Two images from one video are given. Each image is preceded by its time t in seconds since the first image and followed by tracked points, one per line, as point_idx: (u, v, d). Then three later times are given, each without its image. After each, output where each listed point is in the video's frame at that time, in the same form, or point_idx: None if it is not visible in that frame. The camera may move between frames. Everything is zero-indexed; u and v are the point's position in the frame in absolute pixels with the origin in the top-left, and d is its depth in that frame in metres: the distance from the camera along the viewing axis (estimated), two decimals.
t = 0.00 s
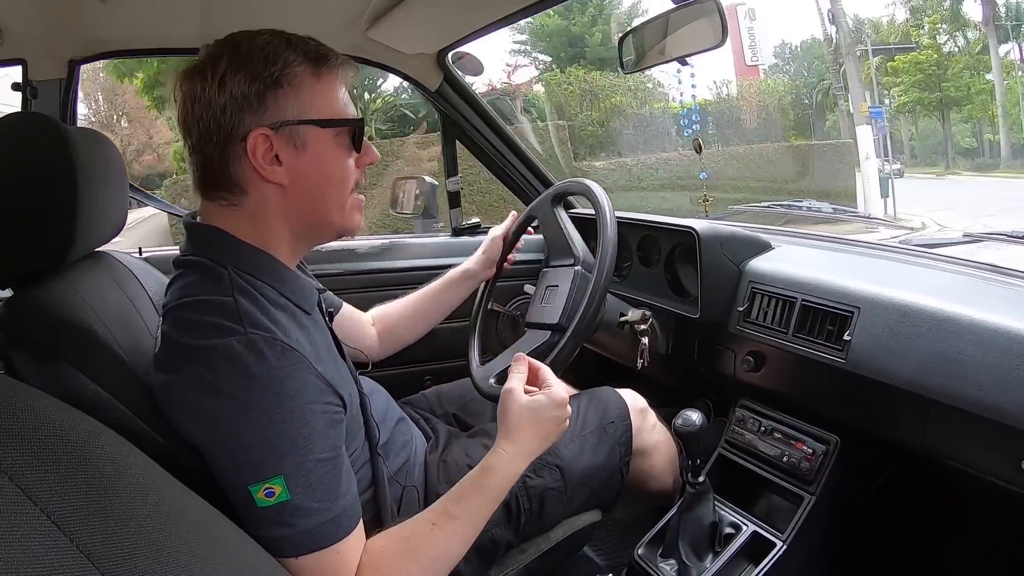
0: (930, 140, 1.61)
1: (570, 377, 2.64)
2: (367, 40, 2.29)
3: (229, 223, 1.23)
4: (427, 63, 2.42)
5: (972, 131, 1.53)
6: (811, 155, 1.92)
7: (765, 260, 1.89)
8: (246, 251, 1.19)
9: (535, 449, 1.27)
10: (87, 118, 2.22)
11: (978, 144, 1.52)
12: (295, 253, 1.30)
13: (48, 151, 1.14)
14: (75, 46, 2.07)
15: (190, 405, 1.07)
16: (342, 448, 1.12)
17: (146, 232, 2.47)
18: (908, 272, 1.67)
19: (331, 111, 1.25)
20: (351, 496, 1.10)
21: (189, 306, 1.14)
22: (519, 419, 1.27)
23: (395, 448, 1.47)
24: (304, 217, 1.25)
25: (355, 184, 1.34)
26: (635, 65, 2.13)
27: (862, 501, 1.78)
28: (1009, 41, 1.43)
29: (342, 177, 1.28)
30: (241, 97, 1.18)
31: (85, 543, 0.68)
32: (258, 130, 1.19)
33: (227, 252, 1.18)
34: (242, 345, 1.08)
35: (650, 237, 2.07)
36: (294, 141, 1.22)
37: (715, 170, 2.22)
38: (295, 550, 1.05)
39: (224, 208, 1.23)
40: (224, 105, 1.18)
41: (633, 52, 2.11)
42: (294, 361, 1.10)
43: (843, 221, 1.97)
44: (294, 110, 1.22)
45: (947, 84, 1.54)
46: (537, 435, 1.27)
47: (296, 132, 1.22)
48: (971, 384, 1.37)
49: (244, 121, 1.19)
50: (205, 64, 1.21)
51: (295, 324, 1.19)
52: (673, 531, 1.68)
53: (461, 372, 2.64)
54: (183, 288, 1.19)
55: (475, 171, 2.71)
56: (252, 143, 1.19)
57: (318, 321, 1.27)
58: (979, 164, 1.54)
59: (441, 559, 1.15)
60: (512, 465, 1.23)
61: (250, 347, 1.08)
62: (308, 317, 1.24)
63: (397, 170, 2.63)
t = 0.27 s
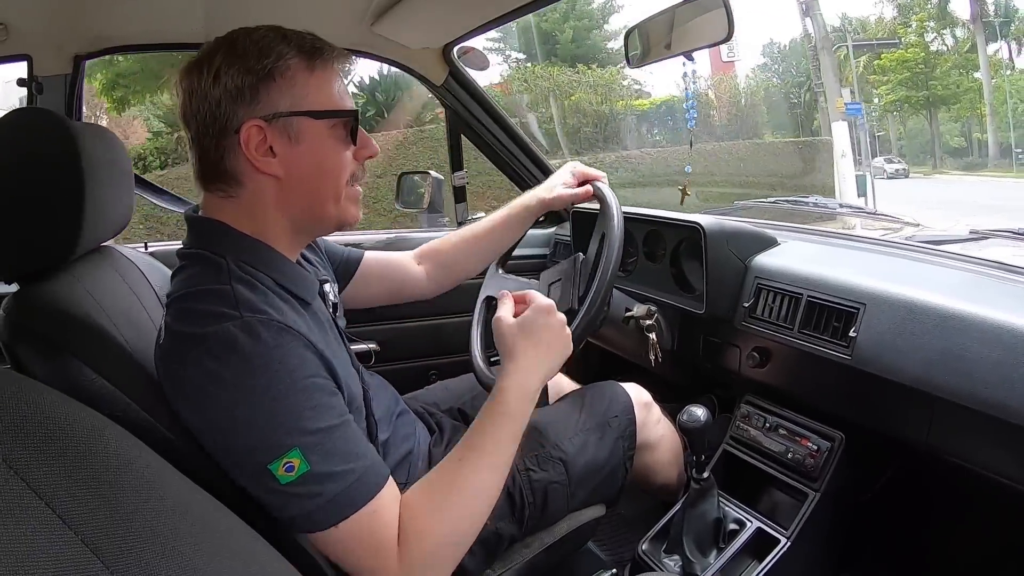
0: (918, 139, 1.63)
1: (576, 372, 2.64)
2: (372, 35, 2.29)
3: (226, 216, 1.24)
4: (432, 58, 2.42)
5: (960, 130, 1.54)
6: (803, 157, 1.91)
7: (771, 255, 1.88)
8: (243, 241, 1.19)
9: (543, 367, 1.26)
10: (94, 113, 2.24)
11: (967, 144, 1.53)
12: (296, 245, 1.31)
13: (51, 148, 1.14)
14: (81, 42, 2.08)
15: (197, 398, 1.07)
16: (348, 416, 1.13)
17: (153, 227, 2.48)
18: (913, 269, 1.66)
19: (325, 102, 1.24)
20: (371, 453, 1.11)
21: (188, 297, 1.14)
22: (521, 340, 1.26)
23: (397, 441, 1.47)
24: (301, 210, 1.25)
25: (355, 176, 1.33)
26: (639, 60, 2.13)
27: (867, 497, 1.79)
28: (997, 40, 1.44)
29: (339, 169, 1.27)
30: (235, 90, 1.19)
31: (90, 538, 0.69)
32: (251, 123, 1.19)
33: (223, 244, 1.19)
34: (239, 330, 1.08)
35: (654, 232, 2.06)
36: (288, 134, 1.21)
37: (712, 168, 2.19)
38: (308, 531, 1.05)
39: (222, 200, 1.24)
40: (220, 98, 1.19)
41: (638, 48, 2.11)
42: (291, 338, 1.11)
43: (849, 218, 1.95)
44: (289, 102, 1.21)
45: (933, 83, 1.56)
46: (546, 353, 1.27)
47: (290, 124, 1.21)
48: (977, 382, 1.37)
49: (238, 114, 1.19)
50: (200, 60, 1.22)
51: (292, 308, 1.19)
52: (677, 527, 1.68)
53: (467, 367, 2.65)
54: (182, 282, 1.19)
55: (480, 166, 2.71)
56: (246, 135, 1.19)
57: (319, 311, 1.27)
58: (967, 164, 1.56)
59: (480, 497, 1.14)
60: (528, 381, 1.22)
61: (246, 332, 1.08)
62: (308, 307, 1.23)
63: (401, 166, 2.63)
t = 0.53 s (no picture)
0: (897, 138, 1.70)
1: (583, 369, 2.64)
2: (380, 33, 2.31)
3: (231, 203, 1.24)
4: (439, 55, 2.43)
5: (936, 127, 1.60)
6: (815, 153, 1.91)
7: (780, 253, 1.88)
8: (247, 224, 1.18)
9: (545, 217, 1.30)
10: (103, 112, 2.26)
11: (946, 142, 1.59)
12: (302, 232, 1.30)
13: (60, 143, 1.14)
14: (90, 42, 2.09)
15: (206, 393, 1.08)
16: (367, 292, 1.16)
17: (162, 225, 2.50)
18: (922, 267, 1.65)
19: (327, 90, 1.25)
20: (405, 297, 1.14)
21: (192, 281, 1.14)
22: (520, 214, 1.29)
23: (409, 435, 1.45)
24: (306, 198, 1.25)
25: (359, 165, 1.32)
26: (649, 57, 2.10)
27: (872, 496, 1.81)
28: (974, 39, 1.47)
29: (343, 157, 1.27)
30: (237, 80, 1.19)
31: (99, 533, 0.69)
32: (256, 111, 1.20)
33: (226, 228, 1.18)
34: (236, 280, 1.09)
35: (661, 229, 2.07)
36: (292, 122, 1.22)
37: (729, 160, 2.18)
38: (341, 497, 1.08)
39: (227, 186, 1.24)
40: (224, 90, 1.20)
41: (647, 45, 2.09)
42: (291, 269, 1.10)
43: (858, 216, 1.94)
44: (292, 91, 1.22)
45: (910, 81, 1.61)
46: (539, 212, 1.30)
47: (294, 113, 1.22)
48: (986, 382, 1.36)
49: (242, 103, 1.20)
50: (201, 55, 1.23)
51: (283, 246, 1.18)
52: (685, 525, 1.69)
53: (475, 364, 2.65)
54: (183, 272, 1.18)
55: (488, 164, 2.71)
56: (250, 124, 1.20)
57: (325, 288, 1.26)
58: (943, 163, 1.61)
59: (517, 340, 1.17)
60: (533, 234, 1.26)
61: (249, 293, 1.07)
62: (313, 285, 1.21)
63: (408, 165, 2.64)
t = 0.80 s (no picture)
0: (866, 137, 1.74)
1: (587, 374, 2.63)
2: (384, 35, 2.31)
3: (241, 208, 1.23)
4: (444, 59, 2.42)
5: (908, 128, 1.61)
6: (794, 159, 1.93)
7: (785, 258, 1.87)
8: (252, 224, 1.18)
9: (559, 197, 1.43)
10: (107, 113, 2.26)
11: (916, 141, 1.60)
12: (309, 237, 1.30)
13: (66, 145, 1.15)
14: (95, 43, 2.10)
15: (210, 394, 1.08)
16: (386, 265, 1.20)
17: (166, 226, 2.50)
18: (927, 271, 1.65)
19: (340, 98, 1.26)
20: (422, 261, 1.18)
21: (202, 275, 1.14)
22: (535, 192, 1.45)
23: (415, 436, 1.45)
24: (317, 202, 1.26)
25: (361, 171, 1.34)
26: (654, 60, 2.08)
27: (879, 500, 1.79)
28: (944, 39, 1.47)
29: (353, 164, 1.29)
30: (253, 85, 1.20)
31: (101, 533, 0.69)
32: (272, 116, 1.20)
33: (233, 230, 1.17)
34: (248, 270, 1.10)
35: (664, 234, 2.06)
36: (306, 127, 1.23)
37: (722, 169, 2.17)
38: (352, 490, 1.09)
39: (238, 191, 1.23)
40: (239, 93, 1.20)
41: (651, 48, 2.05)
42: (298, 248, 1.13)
43: (863, 219, 1.93)
44: (306, 97, 1.22)
45: (879, 81, 1.63)
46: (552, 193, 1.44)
47: (307, 119, 1.22)
48: (990, 387, 1.36)
49: (257, 108, 1.20)
50: (215, 58, 1.22)
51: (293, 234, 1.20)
52: (687, 529, 1.68)
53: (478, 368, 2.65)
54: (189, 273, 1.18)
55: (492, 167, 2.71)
56: (266, 128, 1.20)
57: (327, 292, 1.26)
58: (913, 161, 1.63)
59: (513, 268, 1.25)
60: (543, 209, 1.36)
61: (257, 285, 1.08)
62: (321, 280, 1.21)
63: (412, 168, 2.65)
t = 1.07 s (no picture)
0: (826, 137, 1.81)
1: (592, 376, 2.63)
2: (388, 39, 2.31)
3: (252, 209, 1.24)
4: (449, 63, 2.44)
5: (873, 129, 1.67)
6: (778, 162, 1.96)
7: (790, 260, 1.87)
8: (261, 228, 1.19)
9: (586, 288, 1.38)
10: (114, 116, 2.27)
11: (880, 140, 1.67)
12: (315, 237, 1.32)
13: (75, 146, 1.15)
14: (102, 47, 2.12)
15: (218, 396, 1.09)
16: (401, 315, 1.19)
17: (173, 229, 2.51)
18: (932, 275, 1.65)
19: (349, 101, 1.27)
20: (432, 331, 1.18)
21: (210, 282, 1.15)
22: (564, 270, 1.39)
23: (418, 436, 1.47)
24: (326, 204, 1.27)
25: (368, 169, 1.35)
26: (658, 64, 2.11)
27: (883, 504, 1.79)
28: (906, 40, 1.55)
29: (357, 164, 1.30)
30: (264, 89, 1.19)
31: (107, 534, 0.70)
32: (283, 119, 1.20)
33: (243, 233, 1.18)
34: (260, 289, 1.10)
35: (670, 238, 2.06)
36: (316, 131, 1.23)
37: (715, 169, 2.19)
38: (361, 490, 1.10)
39: (249, 192, 1.24)
40: (250, 97, 1.19)
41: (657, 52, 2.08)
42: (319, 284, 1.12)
43: (867, 222, 1.93)
44: (317, 100, 1.23)
45: (841, 79, 1.69)
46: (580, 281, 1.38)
47: (318, 122, 1.23)
48: (995, 390, 1.35)
49: (268, 111, 1.20)
50: (226, 58, 1.21)
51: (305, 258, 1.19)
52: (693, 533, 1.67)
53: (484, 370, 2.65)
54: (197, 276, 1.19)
55: (497, 170, 2.72)
56: (278, 133, 1.20)
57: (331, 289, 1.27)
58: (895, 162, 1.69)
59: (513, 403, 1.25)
60: (566, 325, 1.32)
61: (270, 303, 1.09)
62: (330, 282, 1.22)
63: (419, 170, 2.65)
